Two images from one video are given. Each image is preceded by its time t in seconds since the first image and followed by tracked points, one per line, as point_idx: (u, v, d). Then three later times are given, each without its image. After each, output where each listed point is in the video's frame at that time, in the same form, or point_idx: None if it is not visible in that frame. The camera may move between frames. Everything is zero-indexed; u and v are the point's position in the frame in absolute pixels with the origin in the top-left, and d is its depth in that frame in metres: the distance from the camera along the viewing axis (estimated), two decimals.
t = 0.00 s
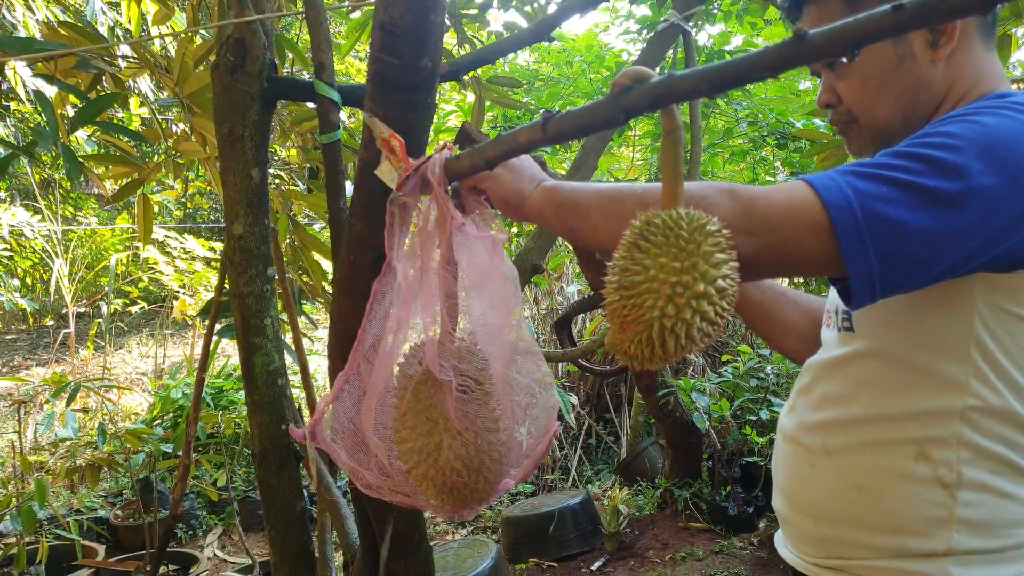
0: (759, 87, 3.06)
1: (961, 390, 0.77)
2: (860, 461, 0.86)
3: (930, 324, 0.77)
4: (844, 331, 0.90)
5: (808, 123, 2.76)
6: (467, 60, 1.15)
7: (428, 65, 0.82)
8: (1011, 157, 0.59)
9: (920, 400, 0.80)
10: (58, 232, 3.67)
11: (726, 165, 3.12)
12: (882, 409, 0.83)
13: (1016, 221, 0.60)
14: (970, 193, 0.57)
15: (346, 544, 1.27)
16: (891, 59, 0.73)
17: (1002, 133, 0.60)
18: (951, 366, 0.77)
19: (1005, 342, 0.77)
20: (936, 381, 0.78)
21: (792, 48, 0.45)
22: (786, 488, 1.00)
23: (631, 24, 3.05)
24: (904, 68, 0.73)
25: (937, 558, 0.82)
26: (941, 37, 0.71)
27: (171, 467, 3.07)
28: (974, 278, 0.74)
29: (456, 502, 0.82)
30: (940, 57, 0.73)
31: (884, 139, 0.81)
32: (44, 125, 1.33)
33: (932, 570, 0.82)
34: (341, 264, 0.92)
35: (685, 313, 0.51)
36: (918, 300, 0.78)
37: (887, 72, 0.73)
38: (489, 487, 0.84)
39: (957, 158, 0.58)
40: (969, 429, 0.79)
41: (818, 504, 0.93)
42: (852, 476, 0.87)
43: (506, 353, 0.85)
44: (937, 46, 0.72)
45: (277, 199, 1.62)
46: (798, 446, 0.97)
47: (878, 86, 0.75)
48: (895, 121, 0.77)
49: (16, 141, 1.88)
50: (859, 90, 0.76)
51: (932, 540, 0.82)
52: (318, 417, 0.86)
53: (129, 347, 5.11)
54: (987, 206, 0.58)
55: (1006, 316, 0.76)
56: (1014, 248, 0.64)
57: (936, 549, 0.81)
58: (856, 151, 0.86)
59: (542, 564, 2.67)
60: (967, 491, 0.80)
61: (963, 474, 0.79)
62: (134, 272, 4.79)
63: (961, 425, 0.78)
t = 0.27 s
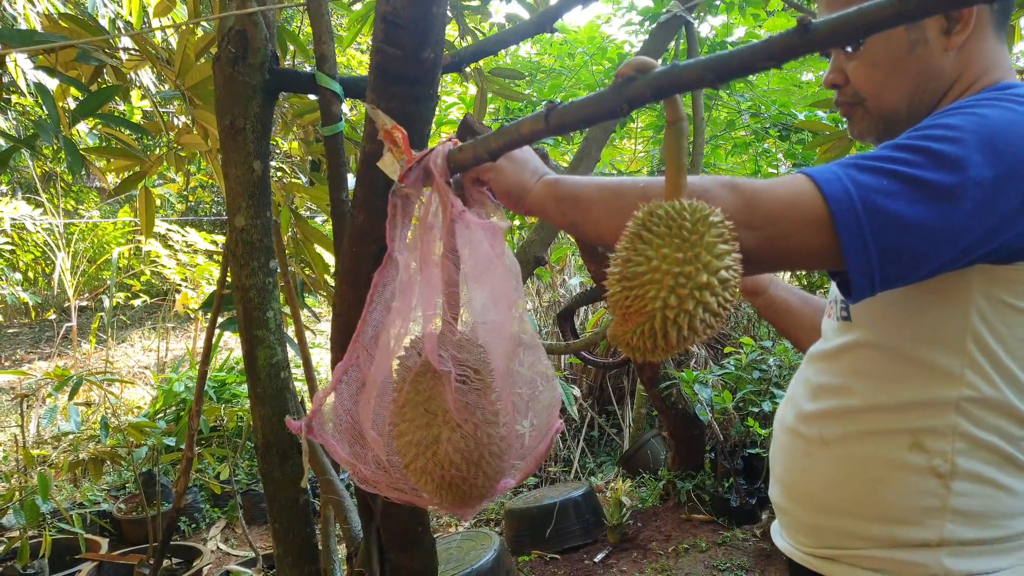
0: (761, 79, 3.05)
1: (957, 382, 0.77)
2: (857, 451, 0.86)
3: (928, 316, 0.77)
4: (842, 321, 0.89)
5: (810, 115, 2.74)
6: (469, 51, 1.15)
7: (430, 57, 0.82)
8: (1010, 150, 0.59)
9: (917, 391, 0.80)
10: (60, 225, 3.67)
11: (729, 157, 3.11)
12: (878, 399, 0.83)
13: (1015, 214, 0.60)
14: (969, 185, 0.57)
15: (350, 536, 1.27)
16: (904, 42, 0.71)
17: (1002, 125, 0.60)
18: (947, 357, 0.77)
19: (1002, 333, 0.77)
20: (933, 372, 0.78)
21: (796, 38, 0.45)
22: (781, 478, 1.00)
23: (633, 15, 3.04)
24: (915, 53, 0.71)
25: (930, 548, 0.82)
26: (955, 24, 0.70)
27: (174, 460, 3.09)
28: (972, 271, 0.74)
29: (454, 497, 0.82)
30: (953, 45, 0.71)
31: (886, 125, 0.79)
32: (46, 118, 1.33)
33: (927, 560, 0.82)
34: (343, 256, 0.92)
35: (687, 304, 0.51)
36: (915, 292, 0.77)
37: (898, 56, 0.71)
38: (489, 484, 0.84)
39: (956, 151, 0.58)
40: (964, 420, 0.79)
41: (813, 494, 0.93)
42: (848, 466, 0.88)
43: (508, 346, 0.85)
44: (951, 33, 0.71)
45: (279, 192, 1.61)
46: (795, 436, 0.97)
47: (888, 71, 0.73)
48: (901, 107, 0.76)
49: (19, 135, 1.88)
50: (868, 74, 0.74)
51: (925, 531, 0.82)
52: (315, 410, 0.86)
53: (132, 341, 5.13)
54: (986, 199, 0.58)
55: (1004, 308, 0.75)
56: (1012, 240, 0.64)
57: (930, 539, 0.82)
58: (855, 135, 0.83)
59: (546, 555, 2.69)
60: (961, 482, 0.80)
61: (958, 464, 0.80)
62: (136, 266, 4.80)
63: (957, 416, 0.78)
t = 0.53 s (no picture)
0: (761, 72, 3.04)
1: (953, 377, 0.77)
2: (852, 445, 0.86)
3: (924, 311, 0.77)
4: (839, 314, 0.89)
5: (810, 109, 2.74)
6: (469, 46, 1.14)
7: (428, 52, 0.81)
8: (1005, 146, 0.59)
9: (913, 385, 0.80)
10: (60, 222, 3.67)
11: (729, 152, 3.10)
12: (874, 393, 0.83)
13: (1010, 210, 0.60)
14: (965, 182, 0.57)
15: (351, 532, 1.28)
16: (904, 33, 0.70)
17: (997, 122, 0.60)
18: (942, 352, 0.77)
19: (997, 328, 0.77)
20: (929, 366, 0.78)
21: (793, 31, 0.45)
22: (778, 472, 0.99)
23: (632, 10, 3.03)
24: (915, 44, 0.71)
25: (927, 542, 0.82)
26: (956, 17, 0.70)
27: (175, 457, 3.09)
28: (968, 266, 0.74)
29: (452, 492, 0.82)
30: (953, 36, 0.71)
31: (881, 116, 0.79)
32: (45, 115, 1.32)
33: (923, 553, 0.83)
34: (342, 252, 0.92)
35: (685, 299, 0.51)
36: (911, 287, 0.77)
37: (898, 47, 0.71)
38: (487, 479, 0.84)
39: (952, 148, 0.57)
40: (959, 414, 0.79)
41: (809, 488, 0.93)
42: (844, 460, 0.88)
43: (507, 341, 0.85)
44: (950, 25, 0.71)
45: (278, 189, 1.61)
46: (790, 430, 0.97)
47: (887, 60, 0.72)
48: (898, 98, 0.75)
49: (18, 132, 1.88)
50: (866, 64, 0.73)
51: (922, 524, 0.82)
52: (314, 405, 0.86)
53: (132, 338, 5.13)
54: (982, 195, 0.58)
55: (999, 302, 0.75)
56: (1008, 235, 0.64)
57: (926, 533, 0.82)
58: (850, 125, 0.83)
59: (547, 550, 2.68)
60: (957, 476, 0.80)
61: (953, 458, 0.80)
62: (136, 263, 4.80)
63: (952, 410, 0.79)
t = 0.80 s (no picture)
0: (763, 66, 3.03)
1: (956, 374, 0.77)
2: (856, 440, 0.87)
3: (928, 309, 0.77)
4: (839, 312, 0.90)
5: (811, 103, 2.73)
6: (471, 41, 1.14)
7: (428, 46, 0.81)
8: (1009, 146, 0.58)
9: (918, 381, 0.80)
10: (61, 219, 3.67)
11: (730, 146, 3.10)
12: (878, 389, 0.83)
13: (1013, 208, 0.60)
14: (969, 182, 0.57)
15: (353, 526, 1.28)
16: (914, 22, 0.70)
17: (1001, 120, 0.59)
18: (946, 350, 0.77)
19: (1001, 325, 0.77)
20: (933, 364, 0.78)
21: (793, 25, 0.45)
22: (782, 467, 1.00)
23: (633, 4, 3.02)
24: (924, 34, 0.71)
25: (931, 535, 0.82)
26: (967, 8, 0.69)
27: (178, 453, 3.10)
28: (971, 264, 0.73)
29: (459, 484, 0.83)
30: (963, 28, 0.70)
31: (884, 105, 0.78)
32: (45, 111, 1.32)
33: (926, 547, 0.83)
34: (343, 248, 0.92)
35: (687, 293, 0.51)
36: (915, 283, 0.77)
37: (908, 35, 0.70)
38: (494, 470, 0.84)
39: (956, 147, 0.57)
40: (963, 411, 0.79)
41: (813, 482, 0.93)
42: (848, 454, 0.88)
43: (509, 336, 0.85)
44: (961, 16, 0.70)
45: (279, 184, 1.61)
46: (794, 425, 0.97)
47: (896, 47, 0.71)
48: (903, 88, 0.75)
49: (17, 129, 1.88)
50: (875, 51, 0.72)
51: (925, 519, 0.82)
52: (320, 401, 0.87)
53: (134, 334, 5.14)
54: (986, 195, 0.58)
55: (1003, 300, 0.75)
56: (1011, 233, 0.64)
57: (930, 527, 0.82)
58: (852, 113, 0.82)
59: (548, 544, 2.69)
60: (961, 471, 0.80)
61: (957, 454, 0.80)
62: (138, 259, 4.81)
63: (956, 407, 0.78)
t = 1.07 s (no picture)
0: (764, 64, 3.03)
1: (970, 367, 0.77)
2: (871, 442, 0.87)
3: (936, 300, 0.77)
4: (848, 308, 0.90)
5: (812, 100, 2.73)
6: (472, 38, 1.14)
7: (429, 44, 0.81)
8: (1017, 132, 0.58)
9: (931, 379, 0.80)
10: (62, 217, 3.67)
11: (730, 144, 3.10)
12: (891, 388, 0.84)
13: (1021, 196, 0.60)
14: (975, 168, 0.57)
15: (353, 524, 1.28)
16: (914, 16, 0.70)
17: (1008, 107, 0.59)
18: (959, 342, 0.77)
19: (1014, 315, 0.76)
20: (945, 360, 0.78)
21: (795, 22, 0.44)
22: (797, 470, 1.00)
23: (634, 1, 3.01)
24: (925, 27, 0.70)
25: (951, 536, 0.82)
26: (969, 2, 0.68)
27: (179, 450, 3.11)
28: (982, 252, 0.73)
29: (457, 484, 0.83)
30: (963, 22, 0.70)
31: (884, 98, 0.78)
32: (46, 110, 1.32)
33: (945, 546, 0.82)
34: (344, 245, 0.92)
35: (688, 291, 0.51)
36: (923, 273, 0.78)
37: (909, 29, 0.70)
38: (492, 471, 0.84)
39: (962, 133, 0.57)
40: (980, 407, 0.78)
41: (830, 485, 0.93)
42: (863, 456, 0.88)
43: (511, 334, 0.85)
44: (962, 9, 0.69)
45: (280, 182, 1.61)
46: (807, 427, 0.97)
47: (896, 40, 0.71)
48: (902, 82, 0.75)
49: (18, 127, 1.87)
50: (875, 42, 0.72)
51: (944, 519, 0.82)
52: (319, 399, 0.87)
53: (135, 332, 5.15)
54: (992, 180, 0.58)
55: (1014, 289, 0.75)
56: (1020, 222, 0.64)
57: (949, 527, 0.82)
58: (850, 107, 0.82)
59: (549, 542, 2.70)
60: (977, 469, 0.80)
61: (974, 452, 0.79)
62: (138, 257, 4.81)
63: (972, 402, 0.78)
